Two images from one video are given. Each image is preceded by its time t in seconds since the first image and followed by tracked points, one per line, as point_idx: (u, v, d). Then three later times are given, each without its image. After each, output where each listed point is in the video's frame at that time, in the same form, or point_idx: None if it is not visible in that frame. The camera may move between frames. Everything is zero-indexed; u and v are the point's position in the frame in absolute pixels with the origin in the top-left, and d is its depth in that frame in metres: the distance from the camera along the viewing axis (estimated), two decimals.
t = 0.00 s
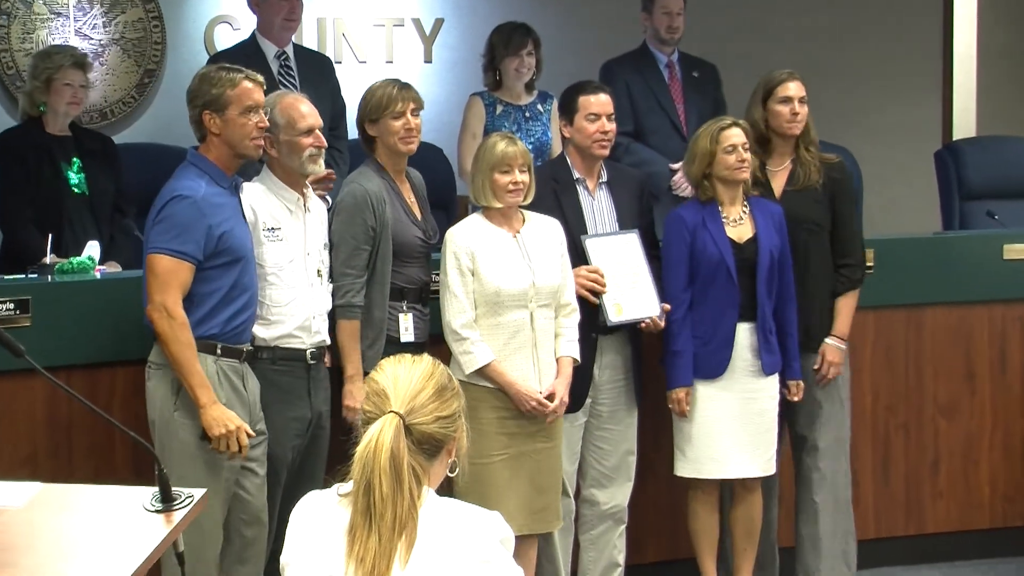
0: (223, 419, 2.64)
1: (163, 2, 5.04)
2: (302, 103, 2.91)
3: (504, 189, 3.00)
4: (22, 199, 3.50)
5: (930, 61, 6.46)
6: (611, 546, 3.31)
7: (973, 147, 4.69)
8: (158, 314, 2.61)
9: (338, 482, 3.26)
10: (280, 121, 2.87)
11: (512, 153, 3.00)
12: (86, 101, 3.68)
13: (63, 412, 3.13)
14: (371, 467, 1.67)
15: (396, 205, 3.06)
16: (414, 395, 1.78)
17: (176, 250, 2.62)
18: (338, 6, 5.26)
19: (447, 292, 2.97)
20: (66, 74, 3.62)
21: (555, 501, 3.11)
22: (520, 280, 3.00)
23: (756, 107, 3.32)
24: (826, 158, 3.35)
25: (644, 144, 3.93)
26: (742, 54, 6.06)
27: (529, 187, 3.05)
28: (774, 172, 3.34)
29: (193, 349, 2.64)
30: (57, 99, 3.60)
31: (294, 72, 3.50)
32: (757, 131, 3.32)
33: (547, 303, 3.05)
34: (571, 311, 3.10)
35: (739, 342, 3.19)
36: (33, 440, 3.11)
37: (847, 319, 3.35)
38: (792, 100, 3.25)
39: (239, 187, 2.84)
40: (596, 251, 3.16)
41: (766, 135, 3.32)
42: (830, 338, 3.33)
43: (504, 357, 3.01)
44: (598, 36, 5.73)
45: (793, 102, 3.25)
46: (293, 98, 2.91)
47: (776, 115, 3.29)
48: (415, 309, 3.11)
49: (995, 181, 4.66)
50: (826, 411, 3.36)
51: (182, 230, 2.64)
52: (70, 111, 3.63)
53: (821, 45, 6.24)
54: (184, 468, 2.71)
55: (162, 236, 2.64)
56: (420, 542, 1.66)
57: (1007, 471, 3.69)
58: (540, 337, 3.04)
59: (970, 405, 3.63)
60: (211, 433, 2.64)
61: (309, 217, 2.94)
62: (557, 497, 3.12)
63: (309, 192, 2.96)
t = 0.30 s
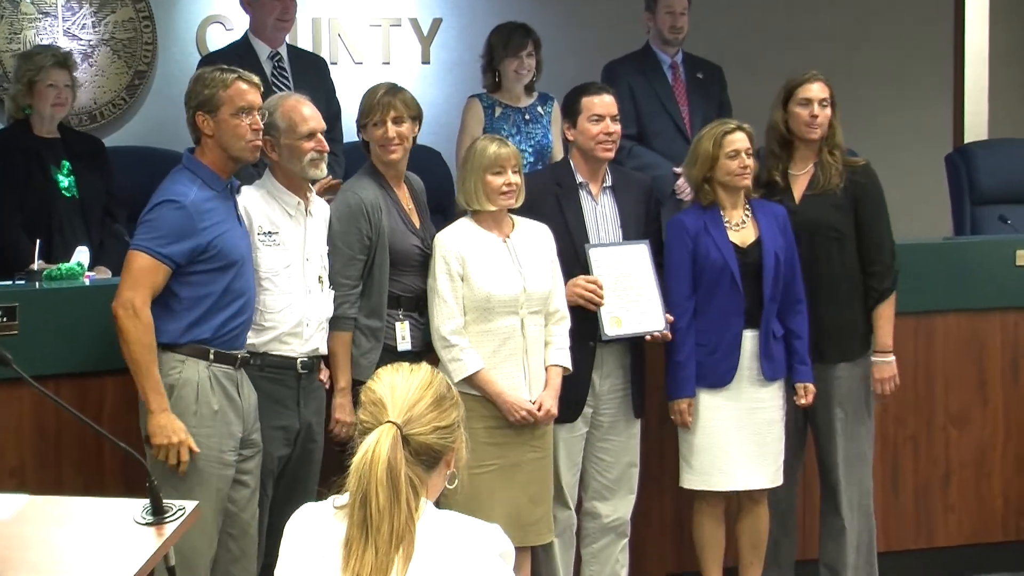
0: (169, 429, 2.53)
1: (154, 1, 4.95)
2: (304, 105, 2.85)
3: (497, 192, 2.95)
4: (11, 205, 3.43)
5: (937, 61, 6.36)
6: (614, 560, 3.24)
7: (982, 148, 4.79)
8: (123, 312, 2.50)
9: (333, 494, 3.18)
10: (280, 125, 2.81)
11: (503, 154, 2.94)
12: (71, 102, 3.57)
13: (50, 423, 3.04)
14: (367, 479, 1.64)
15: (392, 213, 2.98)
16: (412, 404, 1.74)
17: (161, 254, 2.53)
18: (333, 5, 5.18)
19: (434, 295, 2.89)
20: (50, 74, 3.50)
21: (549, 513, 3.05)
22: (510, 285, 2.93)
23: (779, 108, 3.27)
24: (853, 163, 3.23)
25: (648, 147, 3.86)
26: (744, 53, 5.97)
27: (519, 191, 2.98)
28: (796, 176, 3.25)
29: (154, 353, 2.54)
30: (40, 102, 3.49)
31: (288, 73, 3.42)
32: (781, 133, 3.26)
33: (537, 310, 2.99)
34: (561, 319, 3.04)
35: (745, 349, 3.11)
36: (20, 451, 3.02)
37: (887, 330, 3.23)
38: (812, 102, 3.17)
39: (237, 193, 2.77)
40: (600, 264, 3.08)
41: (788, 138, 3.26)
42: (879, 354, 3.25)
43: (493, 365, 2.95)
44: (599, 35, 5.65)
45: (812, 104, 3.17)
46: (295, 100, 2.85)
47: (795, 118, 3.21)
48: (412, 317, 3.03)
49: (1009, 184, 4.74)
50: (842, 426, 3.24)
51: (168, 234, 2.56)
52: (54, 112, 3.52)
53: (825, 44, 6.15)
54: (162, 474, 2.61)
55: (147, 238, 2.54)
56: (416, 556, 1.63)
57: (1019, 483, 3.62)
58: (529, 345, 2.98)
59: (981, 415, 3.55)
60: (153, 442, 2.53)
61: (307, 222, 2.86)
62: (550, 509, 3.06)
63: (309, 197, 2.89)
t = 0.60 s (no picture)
0: (167, 449, 2.48)
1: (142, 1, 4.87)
2: (301, 107, 2.78)
3: (486, 199, 2.88)
4: None
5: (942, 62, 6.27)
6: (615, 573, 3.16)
7: (993, 151, 4.74)
8: (132, 329, 2.49)
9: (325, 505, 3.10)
10: (276, 126, 2.75)
11: (494, 160, 2.87)
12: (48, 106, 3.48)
13: (36, 435, 2.96)
14: (361, 493, 1.59)
15: (390, 217, 2.90)
16: (406, 414, 1.71)
17: (154, 261, 2.48)
18: (327, 4, 5.09)
19: (425, 304, 2.84)
20: (25, 77, 3.42)
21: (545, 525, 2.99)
22: (502, 294, 2.89)
23: (798, 112, 3.19)
24: (874, 168, 3.16)
25: (649, 149, 3.78)
26: (745, 55, 5.88)
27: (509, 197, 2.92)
28: (816, 181, 3.18)
29: (159, 369, 2.50)
30: (16, 105, 3.41)
31: (279, 73, 3.34)
32: (800, 136, 3.19)
33: (524, 319, 2.94)
34: (546, 328, 2.98)
35: (748, 358, 3.03)
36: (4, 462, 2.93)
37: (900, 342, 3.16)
38: (830, 105, 3.11)
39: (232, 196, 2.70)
40: (606, 270, 2.98)
41: (807, 141, 3.19)
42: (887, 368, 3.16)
43: (481, 376, 2.90)
44: (598, 37, 5.57)
45: (832, 107, 3.11)
46: (291, 101, 2.78)
47: (814, 121, 3.15)
48: (412, 323, 2.95)
49: (1019, 187, 4.68)
50: (851, 435, 3.15)
51: (162, 240, 2.50)
52: (31, 118, 3.43)
53: (828, 44, 6.06)
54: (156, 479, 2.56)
55: (143, 243, 2.50)
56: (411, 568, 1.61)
57: None
58: (518, 354, 2.93)
59: (991, 423, 3.48)
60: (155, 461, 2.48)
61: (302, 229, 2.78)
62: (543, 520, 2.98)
63: (304, 201, 2.81)
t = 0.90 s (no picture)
0: (201, 436, 2.42)
1: None
2: (294, 108, 2.70)
3: (482, 201, 2.80)
4: None
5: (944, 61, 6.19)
6: None
7: (1001, 151, 4.66)
8: (119, 330, 2.42)
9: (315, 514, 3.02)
10: (268, 126, 2.67)
11: (489, 162, 2.80)
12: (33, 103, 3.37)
13: (17, 442, 2.85)
14: (351, 503, 1.54)
15: (376, 221, 2.82)
16: (398, 421, 1.64)
17: (138, 260, 2.40)
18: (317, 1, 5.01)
19: (418, 309, 2.75)
20: (10, 74, 3.31)
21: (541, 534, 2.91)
22: (496, 298, 2.81)
23: (802, 110, 3.12)
24: (881, 169, 3.09)
25: (648, 150, 3.70)
26: (744, 53, 5.79)
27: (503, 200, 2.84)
28: (823, 180, 3.10)
29: (162, 363, 2.42)
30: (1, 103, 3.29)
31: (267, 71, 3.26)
32: (807, 136, 3.12)
33: (519, 323, 2.86)
34: (540, 332, 2.90)
35: (751, 363, 2.94)
36: None
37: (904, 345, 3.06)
38: (836, 105, 3.03)
39: (223, 198, 2.62)
40: (603, 276, 2.89)
41: (814, 141, 3.11)
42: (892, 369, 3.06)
43: (477, 383, 2.82)
44: (596, 35, 5.49)
45: (838, 106, 3.03)
46: (284, 103, 2.71)
47: (820, 120, 3.07)
48: (400, 329, 2.86)
49: None
50: (855, 442, 3.08)
51: (145, 239, 2.42)
52: (16, 115, 3.32)
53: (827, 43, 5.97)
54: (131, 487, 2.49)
55: (127, 243, 2.42)
56: None
57: None
58: (514, 359, 2.85)
59: (1000, 432, 3.41)
60: (189, 450, 2.42)
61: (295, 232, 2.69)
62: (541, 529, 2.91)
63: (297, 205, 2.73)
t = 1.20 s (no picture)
0: (138, 463, 2.31)
1: None
2: (284, 105, 2.62)
3: (473, 201, 2.72)
4: None
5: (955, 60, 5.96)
6: None
7: (1010, 148, 4.58)
8: (103, 333, 2.32)
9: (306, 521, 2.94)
10: (258, 125, 2.58)
11: (482, 160, 2.72)
12: (23, 99, 3.33)
13: None
14: (343, 511, 1.51)
15: (367, 224, 2.74)
16: (391, 426, 1.61)
17: (128, 263, 2.32)
18: None
19: (411, 312, 2.67)
20: None
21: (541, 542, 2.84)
22: (492, 300, 2.72)
23: (800, 107, 3.03)
24: (878, 166, 3.02)
25: (648, 148, 3.63)
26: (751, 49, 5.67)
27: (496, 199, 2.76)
28: (819, 180, 3.02)
29: (130, 378, 2.34)
30: None
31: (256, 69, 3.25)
32: (805, 136, 3.03)
33: (517, 325, 2.78)
34: (538, 335, 2.82)
35: (756, 367, 2.87)
36: None
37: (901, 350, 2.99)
38: (836, 102, 2.95)
39: (212, 199, 2.54)
40: (602, 279, 2.81)
41: (811, 139, 3.02)
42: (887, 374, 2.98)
43: (474, 387, 2.74)
44: (594, 31, 5.41)
45: (838, 104, 2.95)
46: (273, 100, 2.62)
47: (817, 118, 2.99)
48: (394, 332, 2.79)
49: None
50: (861, 448, 3.00)
51: (135, 241, 2.33)
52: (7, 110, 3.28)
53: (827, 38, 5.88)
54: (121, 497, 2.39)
55: (116, 244, 2.33)
56: None
57: None
58: (510, 362, 2.76)
59: (1010, 438, 3.33)
60: (121, 474, 2.30)
61: (287, 234, 2.61)
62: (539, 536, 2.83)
63: (287, 205, 2.65)
